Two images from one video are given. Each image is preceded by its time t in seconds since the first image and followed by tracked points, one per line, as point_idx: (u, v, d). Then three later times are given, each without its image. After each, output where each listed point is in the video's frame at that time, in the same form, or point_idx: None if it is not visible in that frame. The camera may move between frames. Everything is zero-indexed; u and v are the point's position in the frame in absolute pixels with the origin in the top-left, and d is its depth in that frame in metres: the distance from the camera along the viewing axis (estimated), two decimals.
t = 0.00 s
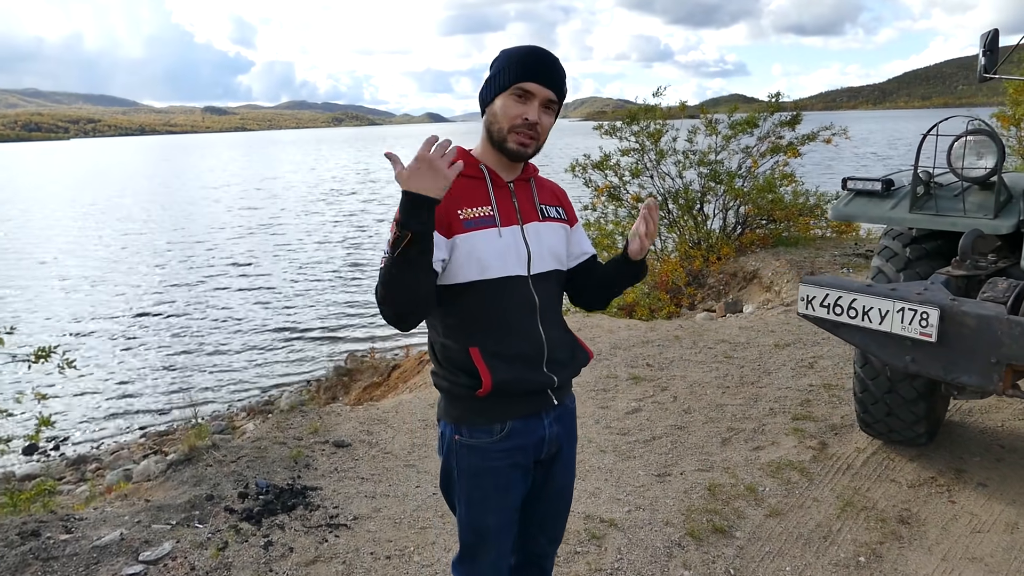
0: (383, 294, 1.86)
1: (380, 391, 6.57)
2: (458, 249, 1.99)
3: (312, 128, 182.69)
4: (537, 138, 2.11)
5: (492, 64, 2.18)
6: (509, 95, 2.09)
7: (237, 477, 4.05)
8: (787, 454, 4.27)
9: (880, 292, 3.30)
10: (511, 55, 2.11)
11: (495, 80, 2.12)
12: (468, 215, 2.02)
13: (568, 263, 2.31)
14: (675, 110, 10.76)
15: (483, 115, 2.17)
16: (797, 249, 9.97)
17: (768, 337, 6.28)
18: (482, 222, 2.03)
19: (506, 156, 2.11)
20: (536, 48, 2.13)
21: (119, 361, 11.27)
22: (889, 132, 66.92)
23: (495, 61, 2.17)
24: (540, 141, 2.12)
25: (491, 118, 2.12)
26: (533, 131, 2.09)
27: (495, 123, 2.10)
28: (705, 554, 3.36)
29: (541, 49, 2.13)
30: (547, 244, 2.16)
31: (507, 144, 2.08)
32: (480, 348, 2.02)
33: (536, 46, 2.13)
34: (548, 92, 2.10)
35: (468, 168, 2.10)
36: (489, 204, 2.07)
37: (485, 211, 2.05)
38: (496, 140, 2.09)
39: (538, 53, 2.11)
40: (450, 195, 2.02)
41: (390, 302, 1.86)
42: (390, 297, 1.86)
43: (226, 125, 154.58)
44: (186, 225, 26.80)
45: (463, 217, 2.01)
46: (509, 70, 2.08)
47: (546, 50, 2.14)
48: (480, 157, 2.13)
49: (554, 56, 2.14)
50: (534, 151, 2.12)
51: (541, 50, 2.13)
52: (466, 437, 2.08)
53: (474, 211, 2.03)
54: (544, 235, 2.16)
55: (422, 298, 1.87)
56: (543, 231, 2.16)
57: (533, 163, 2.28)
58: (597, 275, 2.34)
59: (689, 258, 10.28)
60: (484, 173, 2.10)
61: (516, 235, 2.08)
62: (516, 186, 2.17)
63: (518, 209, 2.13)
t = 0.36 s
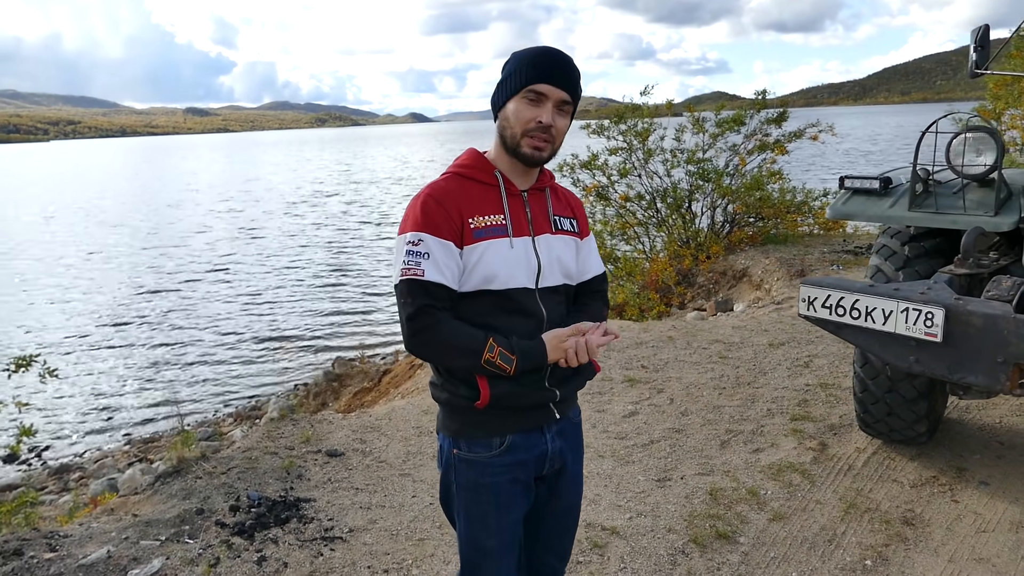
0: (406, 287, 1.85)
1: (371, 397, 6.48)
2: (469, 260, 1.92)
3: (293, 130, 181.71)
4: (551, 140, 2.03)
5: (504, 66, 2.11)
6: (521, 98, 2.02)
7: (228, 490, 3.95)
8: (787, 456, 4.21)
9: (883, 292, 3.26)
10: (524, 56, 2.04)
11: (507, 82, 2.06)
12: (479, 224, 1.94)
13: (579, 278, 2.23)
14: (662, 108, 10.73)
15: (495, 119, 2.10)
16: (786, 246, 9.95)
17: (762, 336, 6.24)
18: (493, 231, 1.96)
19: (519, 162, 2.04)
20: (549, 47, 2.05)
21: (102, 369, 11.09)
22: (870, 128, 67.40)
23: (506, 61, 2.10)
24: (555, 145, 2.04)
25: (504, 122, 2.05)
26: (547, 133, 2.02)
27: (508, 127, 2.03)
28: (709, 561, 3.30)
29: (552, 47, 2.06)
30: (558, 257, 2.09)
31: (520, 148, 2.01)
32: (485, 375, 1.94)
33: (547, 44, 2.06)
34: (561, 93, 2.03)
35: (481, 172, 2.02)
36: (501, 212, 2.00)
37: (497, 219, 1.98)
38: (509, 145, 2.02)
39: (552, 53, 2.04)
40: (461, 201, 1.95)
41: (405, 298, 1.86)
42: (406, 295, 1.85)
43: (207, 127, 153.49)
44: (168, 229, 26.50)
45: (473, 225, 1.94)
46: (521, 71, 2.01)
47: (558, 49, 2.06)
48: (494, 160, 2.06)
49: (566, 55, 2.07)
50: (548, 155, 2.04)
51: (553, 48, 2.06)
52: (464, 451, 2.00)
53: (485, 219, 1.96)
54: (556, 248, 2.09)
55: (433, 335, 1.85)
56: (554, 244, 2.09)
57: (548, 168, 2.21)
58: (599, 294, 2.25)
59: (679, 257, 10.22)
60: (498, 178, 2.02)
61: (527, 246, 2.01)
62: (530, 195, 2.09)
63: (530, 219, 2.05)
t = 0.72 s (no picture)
0: (397, 286, 1.83)
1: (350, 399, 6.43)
2: (462, 260, 1.90)
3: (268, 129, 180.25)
4: (540, 139, 2.00)
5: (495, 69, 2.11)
6: (506, 97, 2.00)
7: (206, 493, 3.88)
8: (768, 458, 4.23)
9: (867, 295, 3.28)
10: (508, 55, 2.03)
11: (493, 83, 2.05)
12: (472, 224, 1.92)
13: (574, 281, 2.21)
14: (641, 110, 10.78)
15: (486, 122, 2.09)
16: (764, 249, 10.03)
17: (742, 338, 6.27)
18: (486, 232, 1.94)
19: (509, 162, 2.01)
20: (534, 43, 2.03)
21: (72, 370, 10.89)
22: (843, 133, 68.27)
23: (495, 62, 2.09)
24: (544, 140, 2.00)
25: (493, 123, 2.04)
26: (534, 131, 1.98)
27: (496, 128, 2.02)
28: (694, 563, 3.30)
29: (538, 43, 2.03)
30: (553, 259, 2.07)
31: (507, 148, 1.98)
32: (475, 379, 1.90)
33: (532, 40, 2.03)
34: (546, 89, 2.00)
35: (475, 171, 2.00)
36: (495, 213, 1.98)
37: (491, 220, 1.96)
38: (496, 146, 2.01)
39: (534, 48, 2.01)
40: (455, 201, 1.93)
41: (396, 298, 1.83)
42: (397, 294, 1.83)
43: (180, 125, 151.73)
44: (141, 227, 26.14)
45: (466, 225, 1.92)
46: (505, 69, 2.00)
47: (544, 44, 2.03)
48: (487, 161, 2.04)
49: (553, 49, 2.03)
50: (539, 154, 2.01)
51: (538, 44, 2.03)
52: (452, 451, 1.97)
53: (479, 219, 1.94)
54: (552, 250, 2.07)
55: (424, 334, 1.82)
56: (550, 246, 2.07)
57: (547, 169, 2.18)
58: (597, 298, 2.25)
59: (657, 258, 10.25)
60: (493, 178, 2.00)
61: (521, 248, 1.99)
62: (526, 196, 2.07)
63: (526, 221, 2.03)
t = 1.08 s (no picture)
0: (407, 283, 1.82)
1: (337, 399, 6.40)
2: (472, 257, 1.90)
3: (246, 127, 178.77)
4: (550, 140, 2.00)
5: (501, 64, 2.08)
6: (517, 98, 2.00)
7: (197, 495, 3.84)
8: (759, 455, 4.26)
9: (859, 293, 3.31)
10: (517, 53, 2.01)
11: (501, 82, 2.03)
12: (482, 221, 1.92)
13: (579, 279, 2.22)
14: (624, 110, 10.81)
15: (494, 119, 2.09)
16: (747, 248, 10.09)
17: (729, 337, 6.31)
18: (496, 229, 1.94)
19: (519, 161, 2.02)
20: (543, 42, 2.02)
21: (50, 371, 10.74)
22: (819, 133, 68.83)
23: (502, 59, 2.07)
24: (555, 142, 2.01)
25: (502, 122, 2.03)
26: (545, 133, 1.99)
27: (506, 128, 2.01)
28: (689, 560, 3.32)
29: (547, 42, 2.02)
30: (560, 256, 2.08)
31: (519, 148, 1.98)
32: (485, 376, 1.91)
33: (541, 39, 2.02)
34: (557, 91, 2.00)
35: (485, 169, 1.99)
36: (505, 210, 1.97)
37: (500, 217, 1.96)
38: (507, 147, 2.01)
39: (544, 48, 2.00)
40: (464, 197, 1.92)
41: (405, 294, 1.83)
42: (407, 291, 1.82)
43: (156, 124, 150.12)
44: (117, 227, 25.82)
45: (476, 222, 1.92)
46: (515, 70, 1.98)
47: (553, 43, 2.02)
48: (495, 158, 2.04)
49: (562, 48, 2.02)
50: (549, 155, 2.02)
51: (547, 43, 2.02)
52: (459, 450, 1.96)
53: (489, 216, 1.94)
54: (559, 248, 2.07)
55: (436, 331, 1.82)
56: (557, 242, 2.08)
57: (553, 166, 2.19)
58: (602, 296, 2.26)
59: (642, 257, 10.28)
60: (502, 175, 2.00)
61: (530, 245, 1.99)
62: (534, 194, 2.07)
63: (534, 218, 2.03)
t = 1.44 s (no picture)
0: (401, 289, 1.81)
1: (311, 403, 6.34)
2: (464, 261, 1.90)
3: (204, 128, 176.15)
4: (548, 146, 2.01)
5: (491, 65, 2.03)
6: (518, 103, 1.96)
7: (175, 503, 3.78)
8: (737, 450, 4.32)
9: (836, 289, 3.37)
10: (513, 57, 1.97)
11: (499, 84, 1.97)
12: (473, 225, 1.92)
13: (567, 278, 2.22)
14: (592, 109, 10.86)
15: (484, 121, 2.03)
16: (714, 245, 10.21)
17: (701, 334, 6.39)
18: (487, 232, 1.93)
19: (514, 166, 2.00)
20: (539, 48, 1.99)
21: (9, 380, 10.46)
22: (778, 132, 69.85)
23: (494, 61, 2.02)
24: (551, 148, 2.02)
25: (496, 126, 2.00)
26: (544, 140, 1.99)
27: (502, 133, 1.98)
28: (674, 556, 3.35)
29: (542, 47, 2.00)
30: (549, 257, 2.08)
31: (517, 155, 1.97)
32: (480, 377, 1.91)
33: (537, 45, 2.00)
34: (556, 97, 1.99)
35: (475, 171, 1.98)
36: (495, 213, 1.97)
37: (491, 220, 1.95)
38: (505, 151, 1.98)
39: (541, 53, 1.98)
40: (455, 201, 1.91)
41: (398, 301, 1.81)
42: (400, 298, 1.81)
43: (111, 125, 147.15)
44: (74, 231, 25.25)
45: (468, 226, 1.91)
46: (518, 75, 1.94)
47: (548, 49, 2.00)
48: (484, 161, 2.02)
49: (556, 55, 2.02)
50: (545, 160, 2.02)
51: (543, 49, 2.00)
52: (455, 451, 1.96)
53: (480, 220, 1.93)
54: (548, 249, 2.08)
55: (431, 336, 1.81)
56: (546, 244, 2.08)
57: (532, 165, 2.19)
58: (589, 294, 2.27)
59: (611, 256, 10.33)
60: (492, 178, 1.99)
61: (521, 248, 1.99)
62: (523, 195, 2.07)
63: (524, 220, 2.03)
